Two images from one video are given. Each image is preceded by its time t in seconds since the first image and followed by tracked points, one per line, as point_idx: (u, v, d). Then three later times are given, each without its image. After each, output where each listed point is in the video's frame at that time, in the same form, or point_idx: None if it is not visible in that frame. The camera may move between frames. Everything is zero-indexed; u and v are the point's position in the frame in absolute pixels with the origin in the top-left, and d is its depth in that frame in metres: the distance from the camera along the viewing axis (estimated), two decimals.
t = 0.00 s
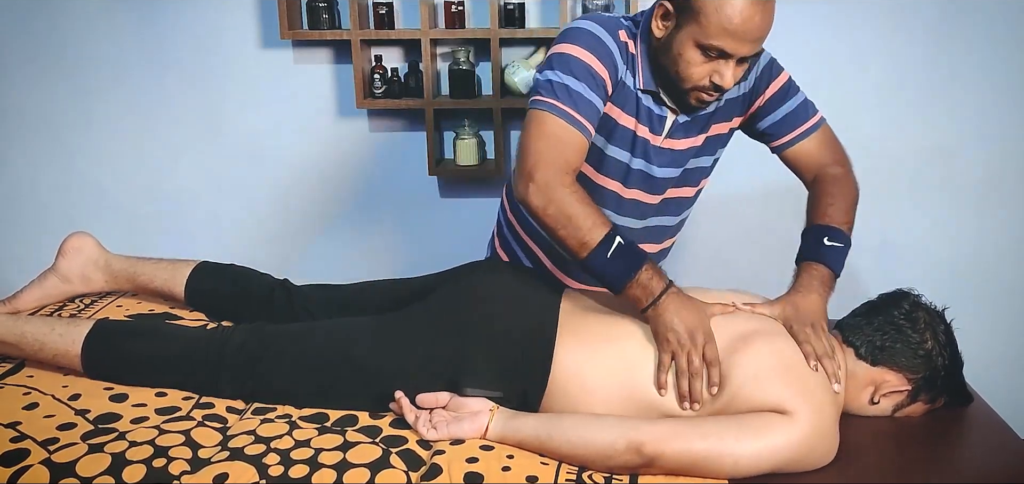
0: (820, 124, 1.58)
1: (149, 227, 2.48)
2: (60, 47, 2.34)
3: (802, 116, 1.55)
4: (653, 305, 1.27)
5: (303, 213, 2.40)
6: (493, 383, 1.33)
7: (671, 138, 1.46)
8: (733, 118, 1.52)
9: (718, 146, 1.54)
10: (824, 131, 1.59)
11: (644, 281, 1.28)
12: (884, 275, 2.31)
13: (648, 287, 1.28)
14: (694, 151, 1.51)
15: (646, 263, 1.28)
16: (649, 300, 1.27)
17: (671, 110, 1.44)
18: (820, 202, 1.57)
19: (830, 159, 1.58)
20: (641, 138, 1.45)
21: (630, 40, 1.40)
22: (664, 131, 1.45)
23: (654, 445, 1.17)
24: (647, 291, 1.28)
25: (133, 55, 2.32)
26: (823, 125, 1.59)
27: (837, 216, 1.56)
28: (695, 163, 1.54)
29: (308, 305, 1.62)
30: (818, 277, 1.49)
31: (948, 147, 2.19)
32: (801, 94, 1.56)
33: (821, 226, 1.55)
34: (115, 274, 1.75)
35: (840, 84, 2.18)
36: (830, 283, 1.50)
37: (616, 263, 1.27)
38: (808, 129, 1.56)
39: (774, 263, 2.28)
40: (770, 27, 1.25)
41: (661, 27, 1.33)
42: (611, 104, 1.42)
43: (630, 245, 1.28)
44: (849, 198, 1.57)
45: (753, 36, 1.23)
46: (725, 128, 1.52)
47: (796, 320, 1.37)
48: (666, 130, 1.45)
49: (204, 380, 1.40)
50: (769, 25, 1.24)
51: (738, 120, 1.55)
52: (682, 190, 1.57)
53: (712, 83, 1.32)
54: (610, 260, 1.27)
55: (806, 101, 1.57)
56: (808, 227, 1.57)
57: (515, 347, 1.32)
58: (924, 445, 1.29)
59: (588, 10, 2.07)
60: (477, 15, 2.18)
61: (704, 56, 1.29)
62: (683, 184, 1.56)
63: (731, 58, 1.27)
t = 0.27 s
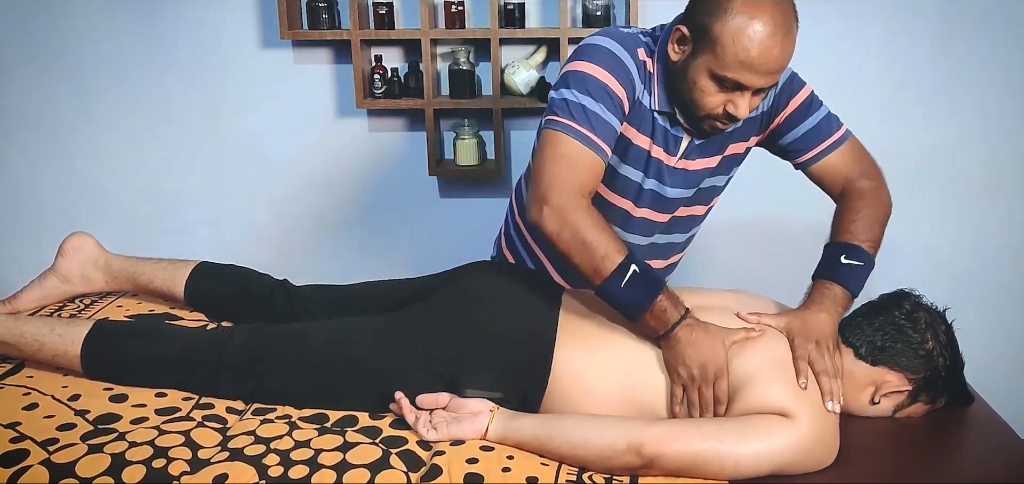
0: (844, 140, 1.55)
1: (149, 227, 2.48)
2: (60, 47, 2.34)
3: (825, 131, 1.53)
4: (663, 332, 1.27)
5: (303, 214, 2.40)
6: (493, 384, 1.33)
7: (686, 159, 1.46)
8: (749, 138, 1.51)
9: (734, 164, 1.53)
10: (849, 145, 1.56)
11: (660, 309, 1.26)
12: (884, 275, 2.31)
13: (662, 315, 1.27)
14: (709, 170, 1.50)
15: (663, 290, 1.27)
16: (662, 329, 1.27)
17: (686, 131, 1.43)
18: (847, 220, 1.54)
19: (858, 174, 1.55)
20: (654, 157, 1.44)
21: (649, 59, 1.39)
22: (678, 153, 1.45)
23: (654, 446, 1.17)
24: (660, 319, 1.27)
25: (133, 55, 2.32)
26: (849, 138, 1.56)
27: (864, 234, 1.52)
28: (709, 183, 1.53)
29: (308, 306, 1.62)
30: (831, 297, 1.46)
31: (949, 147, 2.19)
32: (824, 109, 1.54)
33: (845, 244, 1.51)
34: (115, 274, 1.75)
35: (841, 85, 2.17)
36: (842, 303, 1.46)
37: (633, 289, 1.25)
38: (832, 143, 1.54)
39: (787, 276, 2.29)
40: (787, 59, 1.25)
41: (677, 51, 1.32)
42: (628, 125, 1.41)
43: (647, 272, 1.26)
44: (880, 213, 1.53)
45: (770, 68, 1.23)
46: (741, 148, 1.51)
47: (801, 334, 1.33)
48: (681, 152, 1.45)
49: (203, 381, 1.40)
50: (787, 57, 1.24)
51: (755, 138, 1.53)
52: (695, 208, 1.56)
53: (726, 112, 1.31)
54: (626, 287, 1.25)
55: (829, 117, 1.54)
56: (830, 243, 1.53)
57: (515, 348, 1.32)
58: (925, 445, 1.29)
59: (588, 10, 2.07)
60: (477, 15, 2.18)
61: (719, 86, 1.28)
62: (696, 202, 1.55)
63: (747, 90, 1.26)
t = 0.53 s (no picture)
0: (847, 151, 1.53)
1: (149, 227, 2.48)
2: (60, 47, 2.34)
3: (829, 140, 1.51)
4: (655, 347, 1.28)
5: (303, 213, 2.40)
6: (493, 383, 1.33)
7: (683, 170, 1.46)
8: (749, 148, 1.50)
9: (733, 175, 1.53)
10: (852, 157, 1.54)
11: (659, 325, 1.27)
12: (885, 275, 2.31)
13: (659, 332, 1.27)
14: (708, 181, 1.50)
15: (660, 305, 1.26)
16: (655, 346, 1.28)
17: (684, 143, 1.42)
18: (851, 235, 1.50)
19: (860, 186, 1.52)
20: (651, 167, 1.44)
21: (648, 67, 1.38)
22: (675, 164, 1.44)
23: (654, 446, 1.16)
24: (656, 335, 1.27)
25: (133, 55, 2.32)
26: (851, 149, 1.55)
27: (868, 250, 1.48)
28: (708, 193, 1.53)
29: (308, 305, 1.62)
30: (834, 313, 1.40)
31: (949, 146, 2.19)
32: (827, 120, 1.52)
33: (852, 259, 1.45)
34: (115, 274, 1.75)
35: (841, 85, 2.17)
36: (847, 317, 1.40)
37: (631, 303, 1.25)
38: (835, 154, 1.52)
39: (789, 280, 2.27)
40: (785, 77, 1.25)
41: (675, 64, 1.31)
42: (626, 135, 1.41)
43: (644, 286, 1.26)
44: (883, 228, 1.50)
45: (768, 85, 1.23)
46: (741, 158, 1.50)
47: (801, 343, 1.31)
48: (679, 162, 1.44)
49: (203, 380, 1.40)
50: (785, 74, 1.24)
51: (756, 148, 1.53)
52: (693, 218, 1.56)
53: (723, 127, 1.31)
54: (625, 301, 1.25)
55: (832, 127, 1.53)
56: (833, 258, 1.49)
57: (515, 348, 1.32)
58: (926, 446, 1.29)
59: (588, 10, 2.07)
60: (477, 16, 2.18)
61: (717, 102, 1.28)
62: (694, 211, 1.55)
63: (744, 107, 1.26)
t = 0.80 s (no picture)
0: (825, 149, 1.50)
1: (149, 227, 2.48)
2: (60, 47, 2.34)
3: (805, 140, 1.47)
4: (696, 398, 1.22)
5: (303, 213, 2.40)
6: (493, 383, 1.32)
7: (667, 162, 1.46)
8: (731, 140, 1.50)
9: (716, 168, 1.52)
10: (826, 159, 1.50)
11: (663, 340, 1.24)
12: (885, 275, 2.31)
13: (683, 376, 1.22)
14: (692, 173, 1.50)
15: (659, 311, 1.25)
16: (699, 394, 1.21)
17: (667, 133, 1.43)
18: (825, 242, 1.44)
19: (829, 192, 1.47)
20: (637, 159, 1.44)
21: (626, 62, 1.39)
22: (658, 155, 1.44)
23: (655, 445, 1.16)
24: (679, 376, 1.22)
25: (133, 55, 2.32)
26: (826, 152, 1.50)
27: (846, 259, 1.42)
28: (694, 186, 1.53)
29: (308, 305, 1.62)
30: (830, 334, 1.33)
31: (948, 145, 2.19)
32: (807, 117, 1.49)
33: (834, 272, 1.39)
34: (115, 274, 1.74)
35: (841, 85, 2.17)
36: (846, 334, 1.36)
37: (627, 308, 1.24)
38: (806, 154, 1.48)
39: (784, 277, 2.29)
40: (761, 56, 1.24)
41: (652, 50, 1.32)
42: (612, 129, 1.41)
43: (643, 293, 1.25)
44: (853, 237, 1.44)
45: (742, 64, 1.22)
46: (722, 150, 1.50)
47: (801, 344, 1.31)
48: (661, 154, 1.45)
49: (203, 380, 1.40)
50: (759, 53, 1.23)
51: (738, 141, 1.52)
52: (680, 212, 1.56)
53: (701, 110, 1.31)
54: (623, 305, 1.24)
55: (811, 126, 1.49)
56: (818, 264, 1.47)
57: (516, 348, 1.32)
58: (924, 446, 1.29)
59: (588, 10, 2.07)
60: (477, 16, 2.18)
61: (692, 84, 1.28)
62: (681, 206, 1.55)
63: (718, 88, 1.26)
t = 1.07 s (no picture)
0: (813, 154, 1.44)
1: (149, 227, 2.48)
2: (60, 48, 2.34)
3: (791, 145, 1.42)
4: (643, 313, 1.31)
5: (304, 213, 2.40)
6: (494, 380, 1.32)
7: (654, 145, 1.42)
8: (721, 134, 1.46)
9: (708, 161, 1.48)
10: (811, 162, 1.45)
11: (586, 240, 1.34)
12: (885, 275, 2.31)
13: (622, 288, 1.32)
14: (682, 162, 1.45)
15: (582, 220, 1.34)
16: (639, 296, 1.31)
17: (654, 115, 1.41)
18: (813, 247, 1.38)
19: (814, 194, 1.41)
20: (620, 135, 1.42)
21: (614, 37, 1.40)
22: (644, 137, 1.42)
23: (654, 444, 1.16)
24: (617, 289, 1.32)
25: (133, 55, 2.32)
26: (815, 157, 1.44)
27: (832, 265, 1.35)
28: (682, 177, 1.48)
29: (309, 304, 1.62)
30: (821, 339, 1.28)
31: (948, 144, 2.19)
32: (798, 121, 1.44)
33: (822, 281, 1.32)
34: (115, 274, 1.75)
35: (841, 85, 2.18)
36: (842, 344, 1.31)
37: (557, 221, 1.33)
38: (793, 157, 1.42)
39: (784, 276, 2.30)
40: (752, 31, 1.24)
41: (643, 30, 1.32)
42: (588, 99, 1.41)
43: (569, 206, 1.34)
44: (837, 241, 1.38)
45: (733, 36, 1.22)
46: (713, 144, 1.46)
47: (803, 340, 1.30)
48: (648, 136, 1.42)
49: (204, 379, 1.40)
50: (750, 26, 1.23)
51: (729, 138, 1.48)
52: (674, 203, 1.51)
53: (691, 88, 1.30)
54: (552, 220, 1.33)
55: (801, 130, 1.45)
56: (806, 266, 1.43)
57: (516, 347, 1.32)
58: (922, 445, 1.29)
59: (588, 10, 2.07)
60: (477, 16, 2.18)
61: (682, 61, 1.27)
62: (675, 195, 1.50)
63: (707, 63, 1.25)
